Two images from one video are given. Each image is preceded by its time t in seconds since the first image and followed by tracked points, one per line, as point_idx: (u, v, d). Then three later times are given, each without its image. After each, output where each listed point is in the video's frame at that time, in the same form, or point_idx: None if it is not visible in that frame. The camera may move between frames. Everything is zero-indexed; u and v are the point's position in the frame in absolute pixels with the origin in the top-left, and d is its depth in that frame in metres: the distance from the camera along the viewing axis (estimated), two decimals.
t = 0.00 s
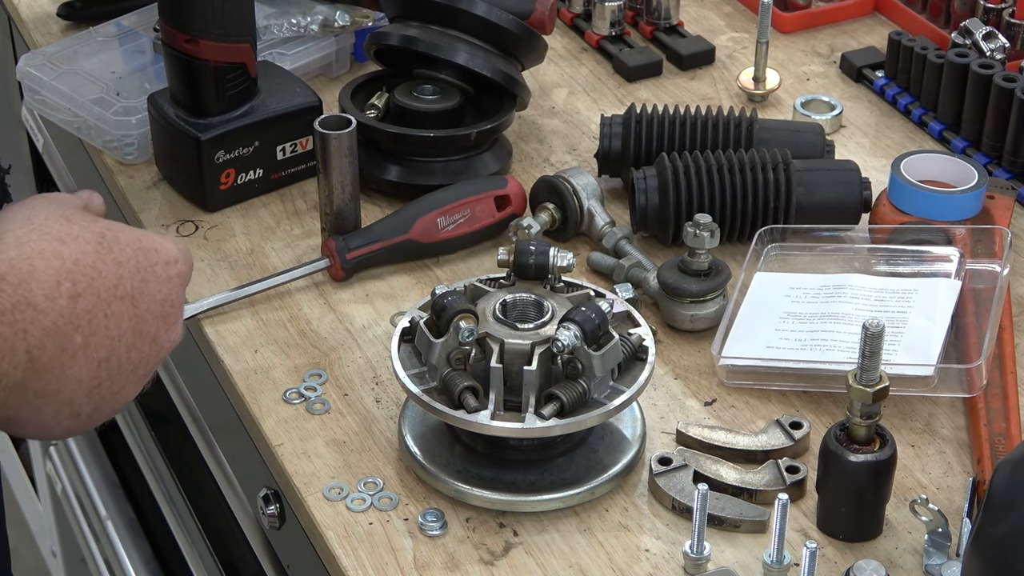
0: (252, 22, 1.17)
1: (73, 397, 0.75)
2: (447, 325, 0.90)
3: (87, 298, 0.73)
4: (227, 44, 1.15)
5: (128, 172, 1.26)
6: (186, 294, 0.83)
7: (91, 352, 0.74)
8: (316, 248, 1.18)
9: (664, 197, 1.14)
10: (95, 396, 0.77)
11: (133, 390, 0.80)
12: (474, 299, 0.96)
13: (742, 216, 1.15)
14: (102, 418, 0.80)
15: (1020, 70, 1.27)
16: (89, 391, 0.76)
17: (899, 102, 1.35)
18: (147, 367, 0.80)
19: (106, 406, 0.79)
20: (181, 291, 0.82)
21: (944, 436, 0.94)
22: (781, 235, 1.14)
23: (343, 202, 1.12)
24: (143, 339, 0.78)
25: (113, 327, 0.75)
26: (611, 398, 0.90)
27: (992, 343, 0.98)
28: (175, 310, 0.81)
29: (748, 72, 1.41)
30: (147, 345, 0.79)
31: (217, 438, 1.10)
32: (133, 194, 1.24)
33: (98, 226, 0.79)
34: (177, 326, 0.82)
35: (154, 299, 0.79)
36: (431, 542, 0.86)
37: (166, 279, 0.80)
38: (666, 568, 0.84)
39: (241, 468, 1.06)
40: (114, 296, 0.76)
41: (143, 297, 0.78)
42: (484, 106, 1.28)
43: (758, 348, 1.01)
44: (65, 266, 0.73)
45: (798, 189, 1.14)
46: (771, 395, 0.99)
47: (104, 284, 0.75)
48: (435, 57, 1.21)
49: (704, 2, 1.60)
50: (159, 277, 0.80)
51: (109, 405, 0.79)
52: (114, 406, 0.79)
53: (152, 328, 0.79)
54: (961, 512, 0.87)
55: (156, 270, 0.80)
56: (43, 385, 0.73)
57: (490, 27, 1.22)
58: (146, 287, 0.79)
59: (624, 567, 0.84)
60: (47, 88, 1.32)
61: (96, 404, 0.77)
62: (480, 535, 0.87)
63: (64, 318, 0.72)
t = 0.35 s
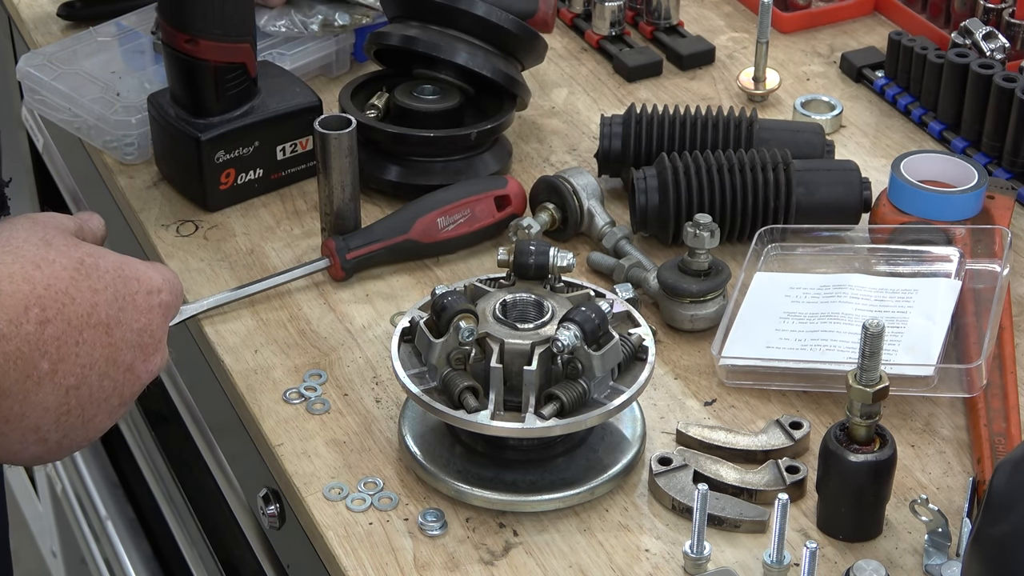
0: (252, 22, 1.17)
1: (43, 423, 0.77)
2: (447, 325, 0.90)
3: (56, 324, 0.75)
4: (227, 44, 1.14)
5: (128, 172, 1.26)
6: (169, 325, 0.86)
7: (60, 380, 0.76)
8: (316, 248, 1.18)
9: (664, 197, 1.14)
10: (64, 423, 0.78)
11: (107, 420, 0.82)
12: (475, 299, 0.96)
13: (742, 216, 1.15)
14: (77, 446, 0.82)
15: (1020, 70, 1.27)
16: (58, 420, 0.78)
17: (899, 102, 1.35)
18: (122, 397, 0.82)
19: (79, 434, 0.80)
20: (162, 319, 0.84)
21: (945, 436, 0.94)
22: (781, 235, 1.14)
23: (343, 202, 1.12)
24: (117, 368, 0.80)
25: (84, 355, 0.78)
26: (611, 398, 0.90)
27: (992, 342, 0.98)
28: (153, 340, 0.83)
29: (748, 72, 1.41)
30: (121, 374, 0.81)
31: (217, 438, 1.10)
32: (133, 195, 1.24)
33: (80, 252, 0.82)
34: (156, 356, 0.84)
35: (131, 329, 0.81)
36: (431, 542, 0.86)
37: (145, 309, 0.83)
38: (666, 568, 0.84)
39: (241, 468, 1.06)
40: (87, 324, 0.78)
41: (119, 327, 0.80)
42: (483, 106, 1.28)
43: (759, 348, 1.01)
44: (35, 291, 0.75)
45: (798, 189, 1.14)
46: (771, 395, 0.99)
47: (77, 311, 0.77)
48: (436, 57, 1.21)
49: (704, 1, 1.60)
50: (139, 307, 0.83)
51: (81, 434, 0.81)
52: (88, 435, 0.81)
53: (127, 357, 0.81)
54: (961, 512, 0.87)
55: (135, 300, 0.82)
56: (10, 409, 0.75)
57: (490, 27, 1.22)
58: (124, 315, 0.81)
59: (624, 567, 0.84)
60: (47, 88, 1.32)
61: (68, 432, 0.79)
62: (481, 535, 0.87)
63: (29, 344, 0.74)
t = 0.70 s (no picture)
0: (252, 22, 1.17)
1: (67, 385, 0.65)
2: (447, 325, 0.90)
3: (61, 273, 0.62)
4: (227, 44, 1.15)
5: (128, 172, 1.26)
6: (174, 257, 0.71)
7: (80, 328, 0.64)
8: (316, 248, 1.18)
9: (664, 197, 1.14)
10: (95, 372, 0.66)
11: (139, 363, 0.70)
12: (475, 299, 0.96)
13: (742, 216, 1.15)
14: (112, 402, 0.70)
15: (1020, 70, 1.27)
16: (85, 376, 0.66)
17: (899, 102, 1.35)
18: (148, 334, 0.69)
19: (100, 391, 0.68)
20: (167, 250, 0.70)
21: (944, 436, 0.94)
22: (781, 235, 1.14)
23: (343, 203, 1.12)
24: (135, 305, 0.67)
25: (106, 302, 0.65)
26: (611, 398, 0.90)
27: (992, 342, 0.98)
28: (164, 271, 0.69)
29: (748, 72, 1.41)
30: (140, 310, 0.67)
31: (217, 438, 1.10)
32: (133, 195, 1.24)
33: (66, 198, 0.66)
34: (169, 287, 0.70)
35: (137, 263, 0.67)
36: (431, 542, 0.86)
37: (147, 241, 0.68)
38: (666, 568, 0.84)
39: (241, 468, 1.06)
40: (92, 265, 0.64)
41: (125, 262, 0.66)
42: (483, 106, 1.28)
43: (758, 348, 1.01)
44: (31, 243, 0.61)
45: (798, 189, 1.14)
46: (771, 395, 0.99)
47: (76, 255, 0.63)
48: (436, 58, 1.21)
49: (704, 1, 1.59)
50: (139, 240, 0.68)
51: (112, 389, 0.69)
52: (116, 389, 0.69)
53: (141, 292, 0.67)
54: (961, 512, 0.87)
55: (134, 233, 0.68)
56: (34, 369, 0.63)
57: (490, 27, 1.22)
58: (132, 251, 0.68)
59: (624, 567, 0.84)
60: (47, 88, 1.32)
61: (102, 387, 0.68)
62: (480, 535, 0.87)
63: (39, 295, 0.61)
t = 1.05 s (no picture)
0: (252, 22, 1.17)
1: (116, 174, 0.50)
2: (447, 325, 0.90)
3: (69, 69, 0.46)
4: (227, 44, 1.15)
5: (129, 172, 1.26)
6: None
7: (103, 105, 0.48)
8: (316, 248, 1.18)
9: (664, 197, 1.14)
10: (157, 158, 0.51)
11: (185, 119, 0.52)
12: (475, 299, 0.96)
13: (742, 216, 1.15)
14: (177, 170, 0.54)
15: (1020, 70, 1.27)
16: (135, 150, 0.50)
17: (899, 102, 1.35)
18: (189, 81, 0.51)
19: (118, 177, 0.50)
20: None
21: (944, 436, 0.94)
22: (781, 235, 1.14)
23: (343, 203, 1.12)
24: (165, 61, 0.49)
25: (176, 97, 0.51)
26: (611, 398, 0.90)
27: (992, 342, 0.98)
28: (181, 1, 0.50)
29: (748, 72, 1.41)
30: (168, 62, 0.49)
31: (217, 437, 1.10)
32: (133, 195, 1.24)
33: None
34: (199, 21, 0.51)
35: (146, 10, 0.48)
36: (431, 542, 0.86)
37: None
38: (666, 567, 0.84)
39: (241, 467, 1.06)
40: (104, 45, 0.47)
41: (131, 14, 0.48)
42: (484, 106, 1.27)
43: (758, 348, 1.01)
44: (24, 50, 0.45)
45: (798, 189, 1.14)
46: (771, 395, 0.99)
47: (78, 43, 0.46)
48: (436, 58, 1.21)
49: (704, 2, 1.59)
50: None
51: (169, 153, 0.52)
52: (176, 157, 0.53)
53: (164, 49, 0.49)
54: (961, 512, 0.87)
55: None
56: (79, 170, 0.48)
57: (490, 26, 1.22)
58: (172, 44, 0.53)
59: (624, 567, 0.84)
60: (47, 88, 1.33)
61: (153, 158, 0.51)
62: (480, 535, 0.87)
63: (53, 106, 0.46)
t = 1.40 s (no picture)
0: (252, 22, 1.17)
1: (191, 86, 0.43)
2: (447, 325, 0.90)
3: None
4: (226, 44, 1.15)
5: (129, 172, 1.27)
6: None
7: None
8: (316, 248, 1.18)
9: (664, 197, 1.14)
10: None
11: None
12: (474, 299, 0.96)
13: (742, 216, 1.15)
14: None
15: (1020, 70, 1.27)
16: None
17: (899, 102, 1.35)
18: None
19: (200, 93, 0.43)
20: None
21: (944, 436, 0.94)
22: (781, 235, 1.14)
23: (343, 203, 1.12)
24: None
25: None
26: (611, 398, 0.90)
27: (992, 342, 0.98)
28: None
29: (748, 72, 1.41)
30: None
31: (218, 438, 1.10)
32: (133, 195, 1.24)
33: None
34: None
35: None
36: (431, 542, 0.86)
37: None
38: (666, 567, 0.84)
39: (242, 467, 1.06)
40: None
41: None
42: (484, 106, 1.27)
43: (758, 348, 1.01)
44: None
45: (798, 189, 1.14)
46: (771, 395, 0.99)
47: None
48: (436, 58, 1.21)
49: (704, 2, 1.59)
50: None
51: None
52: None
53: None
54: (961, 512, 0.88)
55: None
56: (159, 87, 0.41)
57: (490, 27, 1.22)
58: None
59: (624, 567, 0.84)
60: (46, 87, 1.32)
61: None
62: (480, 536, 0.87)
63: None
